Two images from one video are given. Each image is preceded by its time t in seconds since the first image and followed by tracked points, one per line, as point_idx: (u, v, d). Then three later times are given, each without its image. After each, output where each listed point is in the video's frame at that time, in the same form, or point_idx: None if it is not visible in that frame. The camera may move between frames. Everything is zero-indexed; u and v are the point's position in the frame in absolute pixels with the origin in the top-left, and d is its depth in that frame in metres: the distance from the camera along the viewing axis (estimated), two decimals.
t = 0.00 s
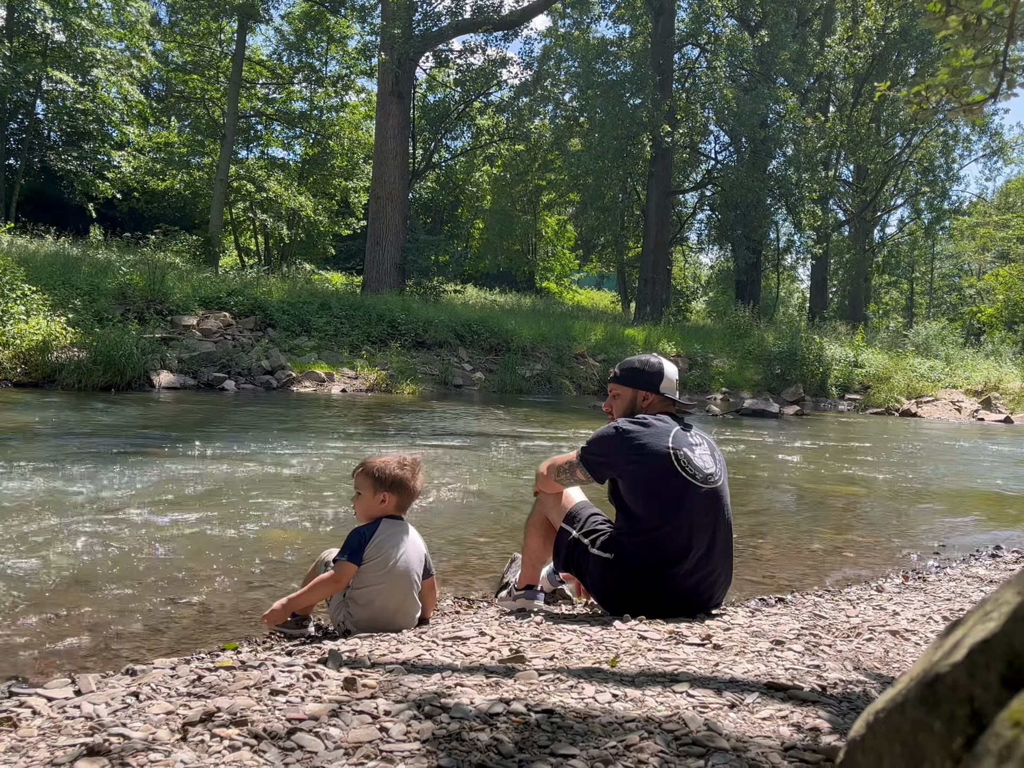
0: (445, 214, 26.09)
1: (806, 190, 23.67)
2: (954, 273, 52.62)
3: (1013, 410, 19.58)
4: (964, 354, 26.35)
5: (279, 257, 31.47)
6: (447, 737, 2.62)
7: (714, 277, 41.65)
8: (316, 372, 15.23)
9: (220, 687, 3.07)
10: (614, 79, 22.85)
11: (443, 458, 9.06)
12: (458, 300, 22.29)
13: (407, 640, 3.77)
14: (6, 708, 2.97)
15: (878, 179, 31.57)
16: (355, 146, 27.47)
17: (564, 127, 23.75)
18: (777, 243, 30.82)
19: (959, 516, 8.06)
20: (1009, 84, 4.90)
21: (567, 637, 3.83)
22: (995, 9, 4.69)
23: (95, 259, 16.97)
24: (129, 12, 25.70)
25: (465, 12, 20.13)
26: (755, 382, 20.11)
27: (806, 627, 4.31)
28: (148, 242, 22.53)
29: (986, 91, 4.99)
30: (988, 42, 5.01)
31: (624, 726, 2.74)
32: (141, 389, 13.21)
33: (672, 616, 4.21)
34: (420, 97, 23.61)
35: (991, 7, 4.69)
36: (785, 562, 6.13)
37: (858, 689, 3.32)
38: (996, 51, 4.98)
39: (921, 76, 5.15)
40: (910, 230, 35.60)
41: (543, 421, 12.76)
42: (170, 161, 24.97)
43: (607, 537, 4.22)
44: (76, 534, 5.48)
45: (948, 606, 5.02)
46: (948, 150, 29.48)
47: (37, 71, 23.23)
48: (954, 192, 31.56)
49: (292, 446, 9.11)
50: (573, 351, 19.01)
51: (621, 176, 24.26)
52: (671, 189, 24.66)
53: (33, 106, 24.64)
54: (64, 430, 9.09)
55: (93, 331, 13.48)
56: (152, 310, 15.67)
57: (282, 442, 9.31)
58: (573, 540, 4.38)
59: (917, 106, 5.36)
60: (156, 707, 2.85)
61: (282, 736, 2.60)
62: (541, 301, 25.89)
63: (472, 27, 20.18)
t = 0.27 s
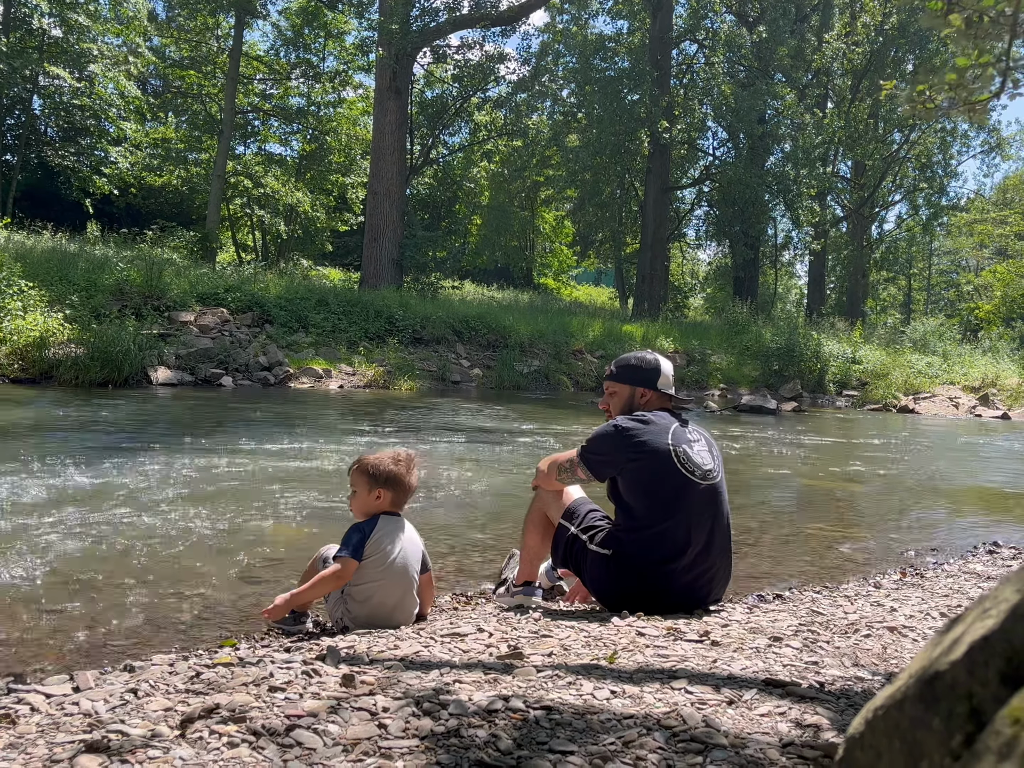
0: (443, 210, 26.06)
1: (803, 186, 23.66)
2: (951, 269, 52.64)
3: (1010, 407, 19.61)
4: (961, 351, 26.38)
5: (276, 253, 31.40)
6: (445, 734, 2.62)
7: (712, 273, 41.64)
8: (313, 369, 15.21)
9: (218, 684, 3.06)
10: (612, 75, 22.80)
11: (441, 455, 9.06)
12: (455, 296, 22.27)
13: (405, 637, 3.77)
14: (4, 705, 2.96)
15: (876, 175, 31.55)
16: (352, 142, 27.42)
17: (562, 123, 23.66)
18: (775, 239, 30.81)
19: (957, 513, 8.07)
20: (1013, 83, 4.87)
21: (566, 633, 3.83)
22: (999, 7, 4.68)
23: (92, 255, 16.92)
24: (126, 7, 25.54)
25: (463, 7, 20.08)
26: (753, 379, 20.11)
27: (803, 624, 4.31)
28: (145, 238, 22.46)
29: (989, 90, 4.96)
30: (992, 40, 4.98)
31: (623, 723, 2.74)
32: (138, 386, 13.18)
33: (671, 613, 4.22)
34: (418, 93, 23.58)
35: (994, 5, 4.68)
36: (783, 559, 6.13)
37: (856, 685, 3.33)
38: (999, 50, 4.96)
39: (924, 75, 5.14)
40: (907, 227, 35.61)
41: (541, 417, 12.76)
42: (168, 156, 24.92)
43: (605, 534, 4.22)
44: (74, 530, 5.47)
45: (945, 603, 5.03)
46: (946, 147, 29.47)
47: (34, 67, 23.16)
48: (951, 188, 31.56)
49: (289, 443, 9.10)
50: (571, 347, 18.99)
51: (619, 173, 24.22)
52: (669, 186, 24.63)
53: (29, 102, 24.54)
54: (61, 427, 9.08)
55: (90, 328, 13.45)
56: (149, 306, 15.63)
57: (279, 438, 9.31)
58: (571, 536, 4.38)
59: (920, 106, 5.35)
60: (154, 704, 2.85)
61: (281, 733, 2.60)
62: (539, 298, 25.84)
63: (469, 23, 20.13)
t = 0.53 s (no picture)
0: (442, 206, 26.05)
1: (803, 183, 23.65)
2: (950, 265, 52.63)
3: (1009, 403, 19.62)
4: (960, 347, 26.41)
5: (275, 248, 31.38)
6: (444, 729, 2.62)
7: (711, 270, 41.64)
8: (313, 365, 15.22)
9: (217, 679, 3.07)
10: (611, 72, 22.79)
11: (440, 451, 9.06)
12: (455, 292, 22.26)
13: (404, 633, 3.77)
14: (3, 700, 2.96)
15: (875, 172, 31.54)
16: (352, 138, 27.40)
17: (562, 118, 23.62)
18: (774, 236, 30.80)
19: (956, 509, 8.08)
20: (1014, 80, 4.86)
21: (565, 629, 3.84)
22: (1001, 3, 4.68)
23: (91, 250, 16.91)
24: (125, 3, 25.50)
25: (462, 3, 20.04)
26: (752, 375, 20.12)
27: (802, 619, 4.32)
28: (144, 234, 22.44)
29: (991, 86, 4.96)
30: (993, 37, 4.98)
31: (622, 719, 2.75)
32: (138, 381, 13.18)
33: (670, 608, 4.22)
34: (417, 89, 23.58)
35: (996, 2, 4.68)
36: (782, 555, 6.14)
37: (855, 682, 3.33)
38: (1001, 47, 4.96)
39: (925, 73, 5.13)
40: (907, 223, 35.60)
41: (540, 413, 12.76)
42: (167, 152, 24.91)
43: (604, 530, 4.22)
44: (74, 526, 5.47)
45: (944, 599, 5.04)
46: (945, 143, 29.46)
47: (33, 62, 23.12)
48: (951, 185, 31.55)
49: (289, 439, 9.11)
50: (570, 343, 18.99)
51: (618, 169, 24.21)
52: (668, 182, 24.62)
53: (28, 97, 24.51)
54: (60, 422, 9.08)
55: (89, 323, 13.45)
56: (149, 302, 15.63)
57: (278, 434, 9.31)
58: (570, 532, 4.38)
59: (921, 103, 5.34)
60: (154, 699, 2.86)
61: (280, 729, 2.61)
62: (538, 294, 25.84)
63: (469, 19, 20.09)
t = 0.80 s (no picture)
0: (443, 202, 26.06)
1: (803, 180, 23.64)
2: (951, 263, 52.61)
3: (1009, 401, 19.62)
4: (961, 345, 26.40)
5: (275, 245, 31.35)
6: (444, 724, 2.62)
7: (711, 267, 41.62)
8: (313, 361, 15.22)
9: (217, 674, 3.06)
10: (611, 68, 22.81)
11: (440, 447, 9.06)
12: (455, 288, 22.25)
13: (404, 628, 3.77)
14: (3, 694, 2.96)
15: (875, 169, 31.52)
16: (352, 134, 27.40)
17: (562, 115, 23.58)
18: (774, 233, 30.78)
19: (956, 506, 8.08)
20: (1015, 74, 4.86)
21: (565, 624, 3.84)
22: None
23: (91, 246, 16.90)
24: None
25: None
26: (753, 372, 20.12)
27: (802, 616, 4.32)
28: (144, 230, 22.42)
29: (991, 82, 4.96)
30: (993, 33, 4.99)
31: (621, 714, 2.74)
32: (138, 377, 13.17)
33: (670, 605, 4.23)
34: (417, 85, 23.59)
35: None
36: (781, 552, 6.14)
37: (854, 677, 3.34)
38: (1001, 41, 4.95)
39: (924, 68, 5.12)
40: (907, 220, 35.58)
41: (540, 410, 12.76)
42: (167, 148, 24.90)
43: (604, 526, 4.21)
44: (75, 521, 5.46)
45: (943, 596, 5.04)
46: (945, 141, 29.45)
47: (33, 58, 23.11)
48: (951, 182, 31.52)
49: (288, 435, 9.11)
50: (570, 340, 18.97)
51: (619, 165, 24.19)
52: (669, 179, 24.60)
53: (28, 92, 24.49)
54: (60, 418, 9.07)
55: (89, 319, 13.44)
56: (149, 298, 15.61)
57: (278, 430, 9.31)
58: (570, 528, 4.37)
59: (919, 98, 5.33)
60: (154, 694, 2.86)
61: (280, 724, 2.60)
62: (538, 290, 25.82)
63: (469, 16, 20.07)
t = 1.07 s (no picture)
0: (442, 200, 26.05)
1: (804, 179, 23.64)
2: (951, 263, 52.59)
3: (1009, 400, 19.62)
4: (961, 344, 26.39)
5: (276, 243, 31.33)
6: (446, 722, 2.62)
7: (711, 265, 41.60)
8: (313, 359, 15.21)
9: (218, 671, 3.06)
10: (612, 66, 22.81)
11: (439, 445, 9.05)
12: (455, 287, 22.23)
13: (404, 626, 3.77)
14: (3, 691, 2.95)
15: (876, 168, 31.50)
16: (352, 132, 27.39)
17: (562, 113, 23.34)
18: (774, 232, 30.75)
19: (956, 505, 8.07)
20: (1013, 72, 4.86)
21: (565, 623, 3.83)
22: None
23: (91, 244, 16.89)
24: None
25: None
26: (753, 371, 20.11)
27: (803, 614, 4.32)
28: (144, 227, 22.40)
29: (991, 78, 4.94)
30: (991, 30, 4.99)
31: (623, 712, 2.74)
32: (137, 375, 13.16)
33: (671, 604, 4.22)
34: (417, 83, 23.57)
35: None
36: (782, 550, 6.13)
37: (856, 676, 3.33)
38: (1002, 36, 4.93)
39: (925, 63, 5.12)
40: (907, 219, 35.56)
41: (540, 408, 12.75)
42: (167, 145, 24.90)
43: (605, 525, 4.21)
44: (75, 519, 5.46)
45: (944, 595, 5.03)
46: (946, 140, 29.43)
47: (33, 55, 23.09)
48: (952, 181, 31.51)
49: (288, 433, 9.10)
50: (571, 338, 18.96)
51: (619, 164, 24.17)
52: (669, 177, 24.58)
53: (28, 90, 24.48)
54: (60, 415, 9.06)
55: (89, 317, 13.43)
56: (148, 295, 15.60)
57: (278, 428, 9.30)
58: (571, 527, 4.35)
59: (920, 94, 5.34)
60: (155, 691, 2.85)
61: (280, 721, 2.60)
62: (538, 289, 25.79)
63: (469, 14, 20.05)
